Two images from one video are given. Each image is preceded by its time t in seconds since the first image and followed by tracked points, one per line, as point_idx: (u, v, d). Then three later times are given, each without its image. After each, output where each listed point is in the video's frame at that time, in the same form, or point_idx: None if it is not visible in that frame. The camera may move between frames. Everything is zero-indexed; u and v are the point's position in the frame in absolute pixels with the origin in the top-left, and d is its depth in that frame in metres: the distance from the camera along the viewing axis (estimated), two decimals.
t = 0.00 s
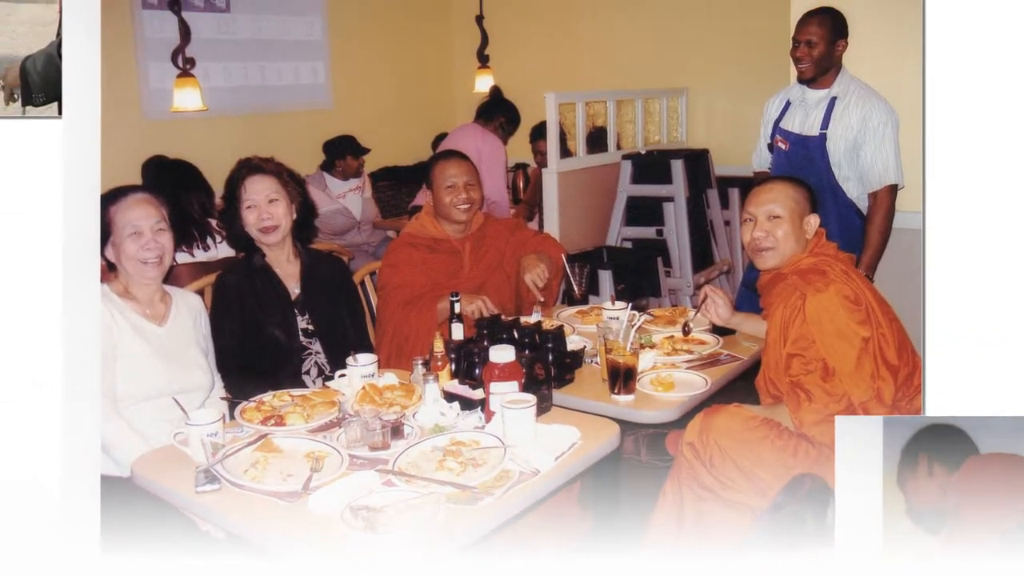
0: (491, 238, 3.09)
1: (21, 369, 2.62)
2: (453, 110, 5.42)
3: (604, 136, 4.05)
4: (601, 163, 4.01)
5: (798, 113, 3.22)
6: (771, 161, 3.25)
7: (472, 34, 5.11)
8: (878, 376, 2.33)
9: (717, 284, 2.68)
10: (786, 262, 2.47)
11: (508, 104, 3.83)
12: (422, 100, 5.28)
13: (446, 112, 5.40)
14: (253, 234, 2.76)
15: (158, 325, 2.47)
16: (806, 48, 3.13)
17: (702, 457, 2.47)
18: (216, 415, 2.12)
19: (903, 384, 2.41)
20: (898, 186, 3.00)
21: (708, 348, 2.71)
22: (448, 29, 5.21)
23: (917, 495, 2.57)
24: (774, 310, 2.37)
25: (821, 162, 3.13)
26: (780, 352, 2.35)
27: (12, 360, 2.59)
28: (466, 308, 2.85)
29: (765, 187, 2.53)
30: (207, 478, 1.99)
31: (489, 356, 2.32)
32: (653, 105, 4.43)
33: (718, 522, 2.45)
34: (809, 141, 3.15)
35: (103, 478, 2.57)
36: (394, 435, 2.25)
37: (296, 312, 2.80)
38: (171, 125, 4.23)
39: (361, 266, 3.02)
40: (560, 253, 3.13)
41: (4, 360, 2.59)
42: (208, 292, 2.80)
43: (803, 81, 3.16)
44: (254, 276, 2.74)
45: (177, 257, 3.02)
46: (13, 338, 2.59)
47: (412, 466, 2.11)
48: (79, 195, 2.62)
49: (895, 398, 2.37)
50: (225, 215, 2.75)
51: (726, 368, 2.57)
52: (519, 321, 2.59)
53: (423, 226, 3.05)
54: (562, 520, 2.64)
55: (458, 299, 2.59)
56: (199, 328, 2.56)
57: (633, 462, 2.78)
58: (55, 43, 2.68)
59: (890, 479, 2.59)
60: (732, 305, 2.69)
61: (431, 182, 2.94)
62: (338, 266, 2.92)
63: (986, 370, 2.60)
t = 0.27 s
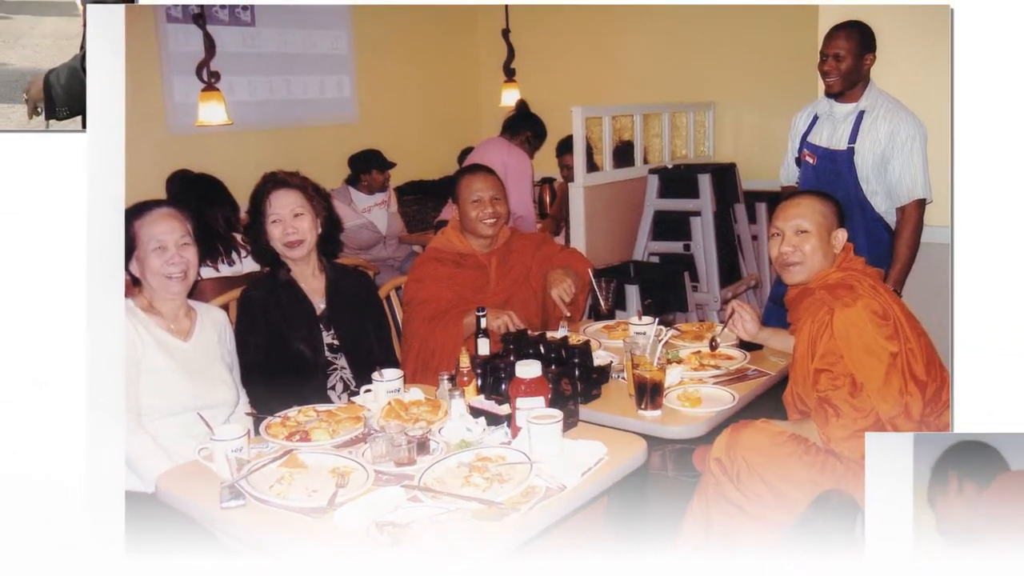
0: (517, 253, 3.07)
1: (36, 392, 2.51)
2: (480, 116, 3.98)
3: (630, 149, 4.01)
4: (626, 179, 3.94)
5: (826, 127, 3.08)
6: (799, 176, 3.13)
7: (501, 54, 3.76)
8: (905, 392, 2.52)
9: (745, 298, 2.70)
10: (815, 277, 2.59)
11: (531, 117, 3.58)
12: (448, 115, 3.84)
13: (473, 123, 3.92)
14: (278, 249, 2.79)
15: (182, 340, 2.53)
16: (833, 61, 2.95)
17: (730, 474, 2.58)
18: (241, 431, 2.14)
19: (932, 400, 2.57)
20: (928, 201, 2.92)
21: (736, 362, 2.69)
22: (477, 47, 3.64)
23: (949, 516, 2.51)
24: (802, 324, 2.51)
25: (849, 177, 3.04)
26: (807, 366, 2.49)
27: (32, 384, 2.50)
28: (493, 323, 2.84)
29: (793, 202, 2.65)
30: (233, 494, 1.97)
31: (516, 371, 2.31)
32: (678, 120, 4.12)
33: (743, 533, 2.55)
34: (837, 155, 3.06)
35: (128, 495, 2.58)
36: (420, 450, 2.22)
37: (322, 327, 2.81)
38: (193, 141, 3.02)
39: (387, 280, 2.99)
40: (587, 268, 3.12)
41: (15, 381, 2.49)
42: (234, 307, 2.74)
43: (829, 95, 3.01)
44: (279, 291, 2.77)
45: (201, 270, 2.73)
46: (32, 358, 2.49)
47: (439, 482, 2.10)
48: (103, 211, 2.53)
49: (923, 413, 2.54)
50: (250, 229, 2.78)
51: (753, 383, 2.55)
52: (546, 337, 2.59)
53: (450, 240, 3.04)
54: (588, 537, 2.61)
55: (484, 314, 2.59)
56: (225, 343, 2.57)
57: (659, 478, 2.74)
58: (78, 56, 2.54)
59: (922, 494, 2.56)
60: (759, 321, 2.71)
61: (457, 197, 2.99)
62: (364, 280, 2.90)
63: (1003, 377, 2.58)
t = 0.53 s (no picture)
0: (544, 268, 3.06)
1: (64, 413, 2.54)
2: (503, 139, 3.42)
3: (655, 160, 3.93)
4: (659, 193, 3.61)
5: (854, 142, 2.95)
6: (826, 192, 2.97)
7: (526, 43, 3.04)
8: (933, 406, 2.61)
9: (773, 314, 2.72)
10: (841, 291, 2.62)
11: (557, 130, 3.41)
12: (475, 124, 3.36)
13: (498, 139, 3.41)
14: (303, 264, 2.80)
15: (206, 356, 2.57)
16: (860, 75, 2.90)
17: (759, 489, 2.66)
18: (267, 446, 2.10)
19: (958, 413, 2.66)
20: (956, 216, 2.84)
21: (764, 378, 2.66)
22: (502, 48, 3.00)
23: (978, 526, 2.69)
24: (830, 340, 2.59)
25: (876, 192, 2.93)
26: (836, 382, 2.57)
27: (59, 405, 2.53)
28: (519, 338, 2.84)
29: (821, 217, 2.67)
30: (257, 510, 1.97)
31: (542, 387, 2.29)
32: (709, 134, 3.65)
33: (770, 545, 2.65)
34: (865, 169, 2.94)
35: (152, 511, 2.60)
36: (446, 466, 2.20)
37: (348, 342, 2.83)
38: (225, 156, 2.83)
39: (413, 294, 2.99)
40: (613, 283, 3.10)
41: (41, 402, 2.52)
42: (259, 321, 2.74)
43: (857, 109, 2.93)
44: (303, 306, 2.79)
45: (226, 284, 2.65)
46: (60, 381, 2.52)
47: (464, 498, 2.09)
48: (127, 224, 2.51)
49: (951, 427, 2.63)
50: (275, 243, 2.77)
51: (780, 399, 2.51)
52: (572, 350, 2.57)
53: (475, 255, 3.03)
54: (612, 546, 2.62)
55: (511, 328, 2.59)
56: (250, 358, 2.63)
57: (685, 494, 2.68)
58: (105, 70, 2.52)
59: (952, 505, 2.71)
60: (787, 335, 2.72)
61: (483, 211, 2.98)
62: (390, 295, 2.90)
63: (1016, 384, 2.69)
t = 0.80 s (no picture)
0: (571, 283, 3.04)
1: (99, 431, 2.65)
2: (530, 151, 3.31)
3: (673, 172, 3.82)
4: (679, 206, 3.38)
5: (882, 155, 2.91)
6: (853, 207, 2.93)
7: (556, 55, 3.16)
8: (961, 423, 2.59)
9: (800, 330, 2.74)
10: (869, 305, 2.59)
11: (584, 144, 3.21)
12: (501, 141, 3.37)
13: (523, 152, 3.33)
14: (329, 278, 2.79)
15: (232, 372, 2.57)
16: (888, 88, 2.84)
17: (784, 506, 2.69)
18: (291, 461, 2.06)
19: (986, 429, 2.65)
20: (984, 231, 2.82)
21: (792, 394, 2.62)
22: (529, 55, 2.99)
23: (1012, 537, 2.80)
24: (858, 355, 2.57)
25: (904, 206, 2.86)
26: (863, 396, 2.54)
27: (93, 424, 2.64)
28: (546, 352, 2.83)
29: (849, 231, 2.63)
30: (284, 525, 1.99)
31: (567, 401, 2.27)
32: (736, 149, 3.41)
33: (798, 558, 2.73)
34: (892, 183, 2.89)
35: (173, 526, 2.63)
36: (471, 481, 2.21)
37: (373, 357, 2.83)
38: (249, 170, 2.79)
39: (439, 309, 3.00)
40: (640, 298, 3.08)
41: (79, 422, 2.63)
42: (282, 336, 2.74)
43: (884, 123, 2.88)
44: (328, 321, 2.78)
45: (252, 299, 2.64)
46: (95, 399, 2.63)
47: (490, 514, 2.07)
48: (150, 238, 2.52)
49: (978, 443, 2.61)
50: (300, 257, 2.77)
51: (809, 415, 2.50)
52: (598, 366, 2.52)
53: (501, 269, 3.02)
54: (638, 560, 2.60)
55: (537, 343, 2.57)
56: (275, 374, 2.64)
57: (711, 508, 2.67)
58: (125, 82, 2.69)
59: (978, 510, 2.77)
60: (814, 351, 2.72)
61: (510, 226, 2.97)
62: (414, 308, 2.90)
63: None
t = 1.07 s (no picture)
0: (597, 298, 2.97)
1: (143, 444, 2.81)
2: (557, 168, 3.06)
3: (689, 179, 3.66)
4: (706, 221, 3.13)
5: (909, 171, 2.83)
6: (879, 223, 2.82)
7: (582, 69, 3.04)
8: (989, 438, 2.64)
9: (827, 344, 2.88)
10: (896, 320, 2.61)
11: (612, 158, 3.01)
12: (516, 144, 3.02)
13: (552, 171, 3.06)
14: (353, 292, 2.78)
15: (256, 384, 2.65)
16: (915, 102, 2.82)
17: (812, 514, 2.75)
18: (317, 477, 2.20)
19: (1016, 442, 2.68)
20: (1012, 245, 2.81)
21: (817, 408, 2.59)
22: (556, 72, 3.01)
23: None
24: (885, 369, 2.61)
25: (932, 220, 2.77)
26: (891, 412, 2.59)
27: (136, 439, 2.79)
28: (571, 367, 2.84)
29: (876, 244, 2.60)
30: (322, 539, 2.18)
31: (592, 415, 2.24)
32: (764, 162, 3.14)
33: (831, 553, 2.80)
34: (921, 198, 2.80)
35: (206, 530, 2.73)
36: (497, 496, 2.21)
37: (398, 371, 2.83)
38: (272, 185, 2.71)
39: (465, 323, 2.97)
40: (667, 312, 3.00)
41: (123, 436, 2.79)
42: (309, 350, 2.73)
43: (913, 137, 2.83)
44: (353, 335, 2.79)
45: (275, 313, 2.65)
46: (138, 415, 2.78)
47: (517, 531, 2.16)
48: (177, 255, 2.65)
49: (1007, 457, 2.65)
50: (324, 272, 2.74)
51: (835, 430, 2.49)
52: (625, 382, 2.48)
53: (527, 284, 2.96)
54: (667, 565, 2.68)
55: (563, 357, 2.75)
56: (300, 389, 2.70)
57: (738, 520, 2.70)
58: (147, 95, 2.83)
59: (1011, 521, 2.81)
60: (841, 364, 2.67)
61: (534, 241, 2.92)
62: (440, 323, 2.90)
63: None
